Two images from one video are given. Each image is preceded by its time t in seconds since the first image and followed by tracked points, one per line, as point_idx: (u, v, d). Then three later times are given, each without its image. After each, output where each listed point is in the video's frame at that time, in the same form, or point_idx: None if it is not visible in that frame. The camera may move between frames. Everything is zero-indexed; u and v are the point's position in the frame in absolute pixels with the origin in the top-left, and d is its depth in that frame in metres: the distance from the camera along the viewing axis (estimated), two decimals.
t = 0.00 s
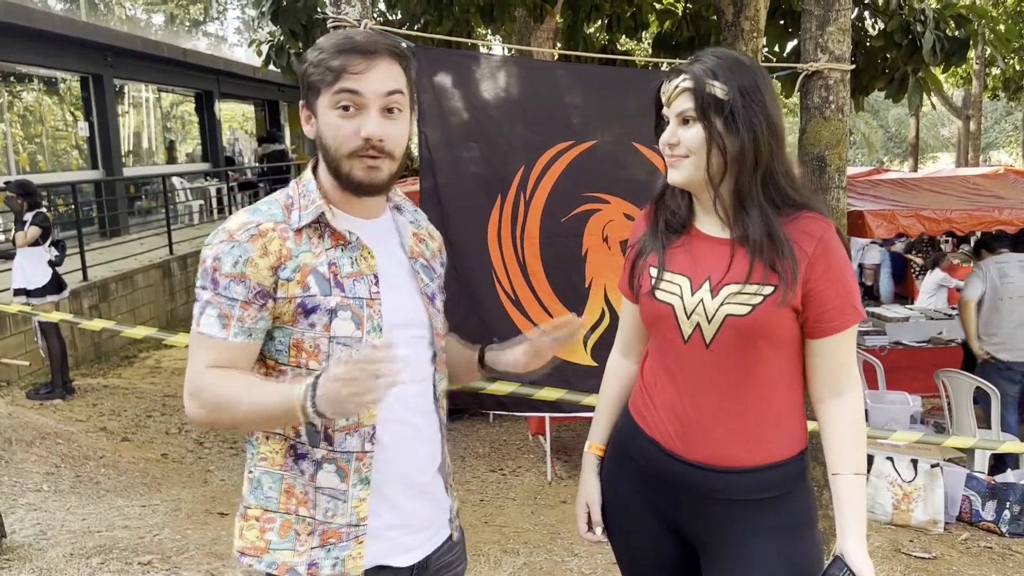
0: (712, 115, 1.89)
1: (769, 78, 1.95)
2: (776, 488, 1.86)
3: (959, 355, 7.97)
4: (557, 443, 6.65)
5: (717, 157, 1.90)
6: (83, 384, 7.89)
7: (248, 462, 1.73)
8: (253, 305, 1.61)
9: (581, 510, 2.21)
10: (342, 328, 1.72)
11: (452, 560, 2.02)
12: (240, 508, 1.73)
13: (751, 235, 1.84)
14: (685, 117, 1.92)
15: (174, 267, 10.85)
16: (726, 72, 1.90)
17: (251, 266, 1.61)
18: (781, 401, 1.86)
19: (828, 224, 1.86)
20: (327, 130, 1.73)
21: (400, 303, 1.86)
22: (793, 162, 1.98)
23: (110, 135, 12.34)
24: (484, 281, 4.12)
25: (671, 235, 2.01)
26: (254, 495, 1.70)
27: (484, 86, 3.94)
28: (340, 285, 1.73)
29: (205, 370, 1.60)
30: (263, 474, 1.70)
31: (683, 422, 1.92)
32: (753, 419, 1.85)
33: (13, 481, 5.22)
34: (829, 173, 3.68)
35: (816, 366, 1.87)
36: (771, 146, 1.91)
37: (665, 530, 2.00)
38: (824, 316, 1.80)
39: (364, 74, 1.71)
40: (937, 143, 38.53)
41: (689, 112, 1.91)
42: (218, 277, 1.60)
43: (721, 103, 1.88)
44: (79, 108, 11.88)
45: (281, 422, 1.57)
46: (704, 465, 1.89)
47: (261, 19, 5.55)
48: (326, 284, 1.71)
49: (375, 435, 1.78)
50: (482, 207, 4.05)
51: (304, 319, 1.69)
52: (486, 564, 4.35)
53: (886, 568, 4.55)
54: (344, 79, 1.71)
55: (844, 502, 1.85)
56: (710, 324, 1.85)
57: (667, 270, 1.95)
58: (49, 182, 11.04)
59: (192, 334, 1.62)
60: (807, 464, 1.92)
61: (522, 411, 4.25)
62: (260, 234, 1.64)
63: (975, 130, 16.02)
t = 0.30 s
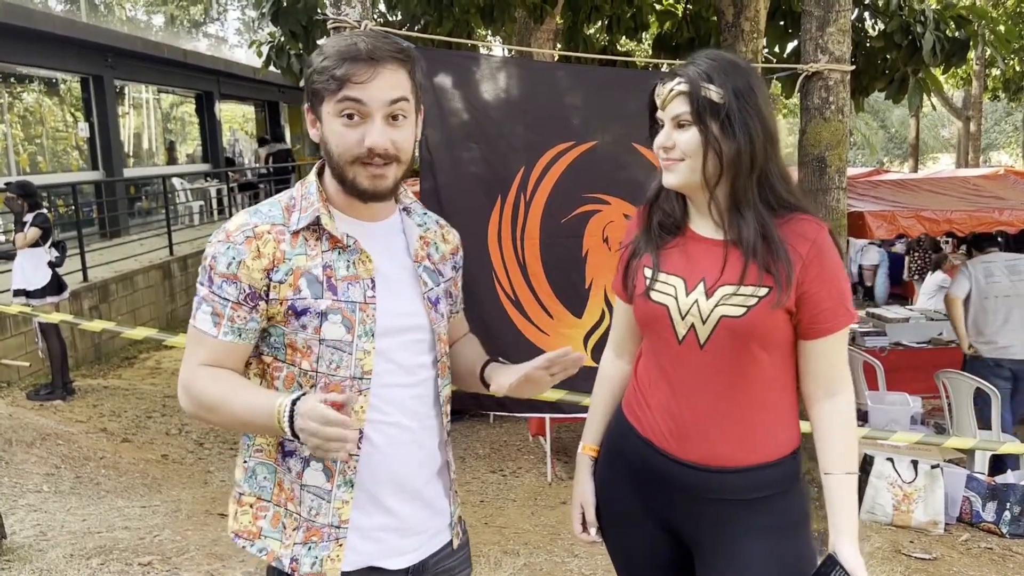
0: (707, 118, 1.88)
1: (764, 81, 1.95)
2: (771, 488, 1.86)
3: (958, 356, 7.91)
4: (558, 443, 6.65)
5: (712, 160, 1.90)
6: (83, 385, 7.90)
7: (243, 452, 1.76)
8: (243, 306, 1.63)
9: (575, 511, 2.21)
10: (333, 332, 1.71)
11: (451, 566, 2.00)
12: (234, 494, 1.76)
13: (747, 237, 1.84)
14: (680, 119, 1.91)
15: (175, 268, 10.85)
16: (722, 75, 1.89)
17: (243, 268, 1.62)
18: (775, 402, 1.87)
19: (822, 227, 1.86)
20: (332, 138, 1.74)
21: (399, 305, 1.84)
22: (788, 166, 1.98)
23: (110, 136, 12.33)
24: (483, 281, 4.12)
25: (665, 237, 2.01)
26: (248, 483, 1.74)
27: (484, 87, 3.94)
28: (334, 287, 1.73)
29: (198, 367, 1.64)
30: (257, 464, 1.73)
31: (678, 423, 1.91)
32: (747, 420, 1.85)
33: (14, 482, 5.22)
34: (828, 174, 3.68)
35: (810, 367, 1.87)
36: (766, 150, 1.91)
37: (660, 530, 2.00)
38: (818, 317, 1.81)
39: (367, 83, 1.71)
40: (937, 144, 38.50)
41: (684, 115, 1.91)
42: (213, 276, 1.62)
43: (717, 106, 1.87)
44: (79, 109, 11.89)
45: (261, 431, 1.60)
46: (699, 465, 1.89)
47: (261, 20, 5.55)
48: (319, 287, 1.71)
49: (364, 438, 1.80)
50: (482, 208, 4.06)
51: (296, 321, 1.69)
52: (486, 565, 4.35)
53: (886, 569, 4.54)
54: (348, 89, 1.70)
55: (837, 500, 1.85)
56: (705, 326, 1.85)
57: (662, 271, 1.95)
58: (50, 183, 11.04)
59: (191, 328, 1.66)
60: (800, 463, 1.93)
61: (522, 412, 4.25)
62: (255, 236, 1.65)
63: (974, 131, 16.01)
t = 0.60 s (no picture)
0: (695, 118, 1.88)
1: (753, 83, 1.95)
2: (760, 486, 1.86)
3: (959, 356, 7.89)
4: (558, 444, 6.65)
5: (702, 161, 1.90)
6: (84, 385, 7.91)
7: (244, 453, 1.76)
8: (245, 307, 1.63)
9: (569, 511, 2.20)
10: (334, 332, 1.72)
11: (454, 567, 2.00)
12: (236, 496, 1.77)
13: (734, 237, 1.84)
14: (669, 120, 1.91)
15: (175, 269, 10.85)
16: (711, 76, 1.90)
17: (246, 268, 1.62)
18: (763, 401, 1.87)
19: (807, 226, 1.86)
20: (332, 137, 1.74)
21: (398, 305, 1.84)
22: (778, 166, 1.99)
23: (110, 136, 12.33)
24: (482, 282, 4.12)
25: (653, 238, 2.01)
26: (248, 485, 1.74)
27: (484, 87, 3.93)
28: (335, 288, 1.73)
29: (200, 366, 1.64)
30: (257, 465, 1.73)
31: (668, 423, 1.91)
32: (736, 419, 1.85)
33: (13, 482, 5.22)
34: (829, 175, 3.67)
35: (798, 366, 1.87)
36: (755, 150, 1.91)
37: (651, 529, 2.00)
38: (804, 316, 1.81)
39: (367, 84, 1.71)
40: (938, 145, 38.46)
41: (673, 115, 1.91)
42: (215, 277, 1.62)
43: (706, 106, 1.88)
44: (80, 109, 11.89)
45: (264, 429, 1.60)
46: (688, 464, 1.89)
47: (262, 21, 5.55)
48: (320, 287, 1.71)
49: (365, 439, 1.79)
50: (482, 208, 4.06)
51: (297, 321, 1.69)
52: (487, 565, 4.35)
53: (886, 569, 4.54)
54: (348, 89, 1.70)
55: (828, 497, 1.85)
56: (693, 326, 1.85)
57: (651, 273, 1.95)
58: (50, 183, 11.04)
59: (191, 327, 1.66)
60: (789, 460, 1.92)
61: (522, 413, 4.25)
62: (257, 236, 1.66)
63: (975, 131, 15.99)
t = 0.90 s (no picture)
0: (684, 122, 1.89)
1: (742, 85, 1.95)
2: (752, 486, 1.86)
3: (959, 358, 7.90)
4: (558, 444, 6.65)
5: (693, 164, 1.91)
6: (84, 385, 7.91)
7: (247, 454, 1.76)
8: (246, 306, 1.62)
9: (564, 509, 2.21)
10: (336, 332, 1.72)
11: (456, 568, 2.00)
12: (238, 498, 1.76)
13: (724, 240, 1.84)
14: (659, 124, 1.92)
15: (175, 269, 10.84)
16: (700, 79, 1.90)
17: (247, 268, 1.62)
18: (754, 402, 1.86)
19: (797, 227, 1.86)
20: (333, 134, 1.74)
21: (400, 305, 1.84)
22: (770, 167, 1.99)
23: (110, 136, 12.33)
24: (482, 282, 4.13)
25: (644, 242, 2.01)
26: (251, 486, 1.74)
27: (484, 87, 3.94)
28: (337, 288, 1.73)
29: (200, 366, 1.63)
30: (260, 467, 1.73)
31: (660, 424, 1.92)
32: (727, 421, 1.85)
33: (14, 482, 5.22)
34: (829, 175, 3.67)
35: (789, 368, 1.87)
36: (745, 152, 1.91)
37: (646, 529, 2.00)
38: (793, 317, 1.81)
39: (367, 79, 1.71)
40: (939, 145, 38.43)
41: (663, 119, 1.91)
42: (215, 277, 1.61)
43: (696, 109, 1.88)
44: (80, 109, 11.90)
45: (268, 431, 1.61)
46: (680, 465, 1.89)
47: (262, 21, 5.56)
48: (323, 288, 1.71)
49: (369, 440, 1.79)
50: (482, 208, 4.06)
51: (300, 321, 1.69)
52: (487, 565, 4.35)
53: (887, 570, 4.54)
54: (347, 86, 1.71)
55: (820, 497, 1.86)
56: (683, 328, 1.85)
57: (641, 276, 1.95)
58: (50, 183, 11.04)
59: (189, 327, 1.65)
60: (782, 459, 1.92)
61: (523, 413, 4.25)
62: (259, 237, 1.65)
63: (975, 132, 15.99)
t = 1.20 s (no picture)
0: (685, 119, 1.89)
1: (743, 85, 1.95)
2: (752, 487, 1.86)
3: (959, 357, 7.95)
4: (558, 445, 6.65)
5: (693, 162, 1.90)
6: (84, 385, 7.91)
7: (245, 457, 1.76)
8: (241, 307, 1.62)
9: (564, 510, 2.22)
10: (336, 332, 1.71)
11: (456, 568, 2.00)
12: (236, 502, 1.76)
13: (722, 239, 1.84)
14: (659, 122, 1.92)
15: (175, 269, 10.84)
16: (701, 79, 1.90)
17: (244, 268, 1.62)
18: (754, 402, 1.86)
19: (796, 227, 1.86)
20: (329, 132, 1.74)
21: (397, 304, 1.84)
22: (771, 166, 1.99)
23: (110, 136, 12.33)
24: (482, 282, 4.12)
25: (644, 242, 2.01)
26: (250, 490, 1.73)
27: (484, 88, 3.95)
28: (336, 288, 1.73)
29: (194, 367, 1.61)
30: (259, 470, 1.73)
31: (660, 424, 1.92)
32: (726, 420, 1.85)
33: (14, 482, 5.22)
34: (829, 175, 3.66)
35: (789, 367, 1.87)
36: (746, 151, 1.91)
37: (646, 530, 2.00)
38: (793, 316, 1.81)
39: (364, 77, 1.71)
40: (939, 145, 38.41)
41: (664, 118, 1.91)
42: (212, 276, 1.61)
43: (696, 108, 1.88)
44: (80, 109, 11.90)
45: (269, 433, 1.61)
46: (680, 465, 1.89)
47: (263, 22, 5.56)
48: (321, 288, 1.71)
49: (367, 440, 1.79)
50: (482, 208, 4.06)
51: (298, 322, 1.69)
52: (487, 565, 4.35)
53: (887, 570, 4.54)
54: (342, 83, 1.70)
55: (820, 496, 1.85)
56: (683, 328, 1.85)
57: (641, 276, 1.96)
58: (51, 183, 11.04)
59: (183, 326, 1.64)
60: (781, 459, 1.92)
61: (523, 413, 4.25)
62: (256, 237, 1.65)
63: (976, 132, 15.99)
